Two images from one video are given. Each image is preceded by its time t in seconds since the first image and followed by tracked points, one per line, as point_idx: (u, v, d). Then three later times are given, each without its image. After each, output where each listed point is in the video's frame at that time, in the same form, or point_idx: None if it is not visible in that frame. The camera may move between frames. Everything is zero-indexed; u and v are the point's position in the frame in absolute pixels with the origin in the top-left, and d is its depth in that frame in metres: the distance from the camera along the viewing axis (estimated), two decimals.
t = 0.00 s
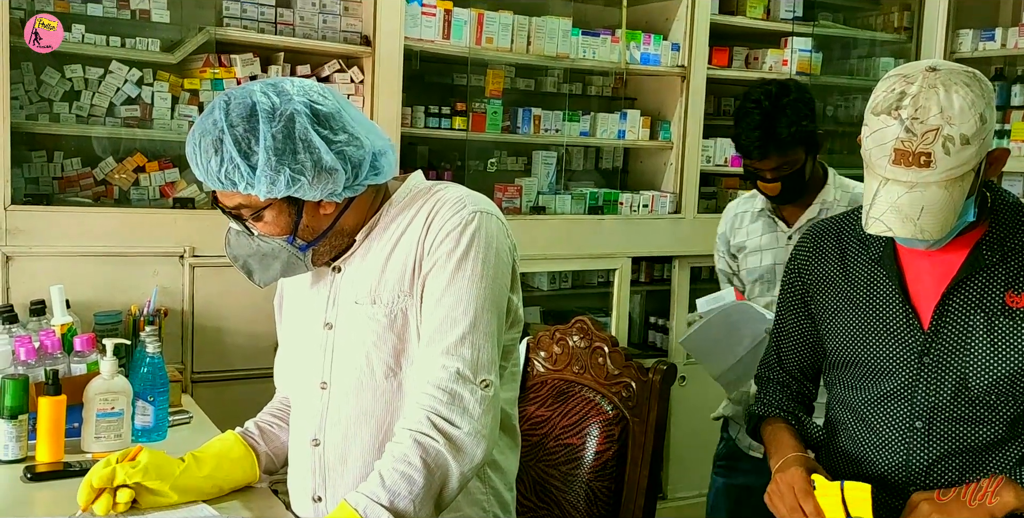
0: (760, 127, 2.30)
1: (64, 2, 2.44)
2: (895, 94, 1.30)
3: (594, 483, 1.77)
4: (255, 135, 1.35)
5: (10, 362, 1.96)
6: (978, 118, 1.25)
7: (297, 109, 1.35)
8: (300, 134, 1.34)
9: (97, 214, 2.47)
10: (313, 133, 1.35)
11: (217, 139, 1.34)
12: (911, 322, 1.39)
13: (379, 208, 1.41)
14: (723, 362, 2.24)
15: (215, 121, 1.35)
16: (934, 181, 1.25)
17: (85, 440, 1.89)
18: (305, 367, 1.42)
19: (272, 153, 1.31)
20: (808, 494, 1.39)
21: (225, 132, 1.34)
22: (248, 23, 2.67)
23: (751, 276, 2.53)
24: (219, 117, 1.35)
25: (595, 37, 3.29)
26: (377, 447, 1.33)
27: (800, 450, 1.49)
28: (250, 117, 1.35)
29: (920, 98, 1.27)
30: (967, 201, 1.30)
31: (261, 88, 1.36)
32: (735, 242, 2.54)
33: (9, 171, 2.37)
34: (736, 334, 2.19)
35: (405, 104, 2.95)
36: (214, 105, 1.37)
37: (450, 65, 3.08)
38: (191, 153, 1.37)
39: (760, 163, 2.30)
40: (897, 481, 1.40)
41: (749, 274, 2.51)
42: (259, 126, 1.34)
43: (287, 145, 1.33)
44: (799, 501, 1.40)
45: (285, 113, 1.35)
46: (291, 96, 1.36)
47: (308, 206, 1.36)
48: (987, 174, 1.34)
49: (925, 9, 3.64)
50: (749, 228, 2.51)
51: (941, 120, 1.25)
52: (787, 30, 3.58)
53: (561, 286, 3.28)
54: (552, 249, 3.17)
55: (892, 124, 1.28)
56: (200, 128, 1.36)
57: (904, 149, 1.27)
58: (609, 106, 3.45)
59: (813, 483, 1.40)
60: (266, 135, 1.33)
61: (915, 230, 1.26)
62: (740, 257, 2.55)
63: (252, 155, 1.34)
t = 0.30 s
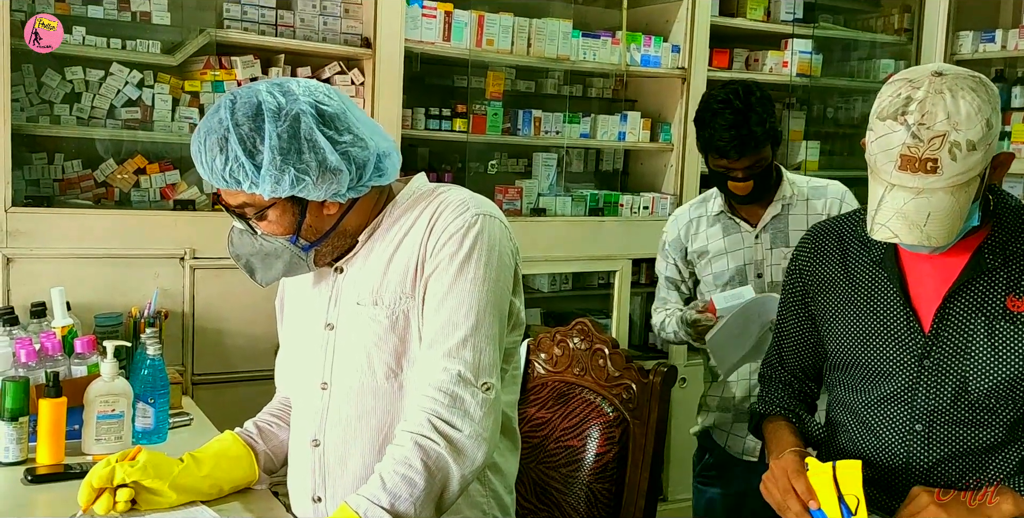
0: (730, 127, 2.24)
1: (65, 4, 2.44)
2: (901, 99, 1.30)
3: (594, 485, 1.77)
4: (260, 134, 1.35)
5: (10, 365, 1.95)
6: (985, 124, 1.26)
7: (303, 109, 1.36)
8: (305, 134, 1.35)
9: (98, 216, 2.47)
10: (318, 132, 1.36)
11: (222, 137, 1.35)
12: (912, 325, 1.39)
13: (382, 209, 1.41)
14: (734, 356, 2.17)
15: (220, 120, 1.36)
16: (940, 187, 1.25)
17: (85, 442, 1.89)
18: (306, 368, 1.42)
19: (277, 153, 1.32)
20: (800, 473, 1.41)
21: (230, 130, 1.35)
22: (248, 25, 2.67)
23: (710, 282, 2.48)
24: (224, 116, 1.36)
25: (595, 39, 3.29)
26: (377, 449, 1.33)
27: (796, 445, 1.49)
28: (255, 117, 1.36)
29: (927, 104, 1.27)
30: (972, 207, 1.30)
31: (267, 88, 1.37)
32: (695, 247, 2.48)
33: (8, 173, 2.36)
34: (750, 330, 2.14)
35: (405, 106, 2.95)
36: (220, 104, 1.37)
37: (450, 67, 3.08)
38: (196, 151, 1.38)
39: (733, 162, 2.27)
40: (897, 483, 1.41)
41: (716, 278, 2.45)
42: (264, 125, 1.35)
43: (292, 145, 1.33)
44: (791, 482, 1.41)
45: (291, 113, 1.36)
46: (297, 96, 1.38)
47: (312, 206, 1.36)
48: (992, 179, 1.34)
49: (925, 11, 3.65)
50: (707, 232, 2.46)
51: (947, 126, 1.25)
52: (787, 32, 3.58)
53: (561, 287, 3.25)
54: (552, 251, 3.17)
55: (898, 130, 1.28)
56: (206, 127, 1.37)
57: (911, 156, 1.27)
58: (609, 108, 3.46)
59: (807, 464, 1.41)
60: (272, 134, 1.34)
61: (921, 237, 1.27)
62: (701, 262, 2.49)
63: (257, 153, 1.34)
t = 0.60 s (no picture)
0: (740, 126, 2.24)
1: (66, 6, 2.45)
2: (912, 105, 1.30)
3: (595, 487, 1.78)
4: (261, 142, 1.35)
5: (11, 367, 1.96)
6: (996, 130, 1.26)
7: (303, 116, 1.36)
8: (307, 141, 1.36)
9: (99, 218, 2.48)
10: (320, 139, 1.36)
11: (223, 146, 1.35)
12: (915, 328, 1.39)
13: (382, 213, 1.41)
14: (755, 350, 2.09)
15: (220, 128, 1.36)
16: (951, 194, 1.25)
17: (85, 444, 1.89)
18: (308, 372, 1.42)
19: (280, 160, 1.32)
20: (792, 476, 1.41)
21: (231, 138, 1.35)
22: (249, 27, 2.67)
23: (695, 286, 2.42)
24: (225, 124, 1.36)
25: (595, 40, 3.29)
26: (379, 452, 1.33)
27: (793, 448, 1.49)
28: (256, 124, 1.36)
29: (938, 110, 1.27)
30: (981, 213, 1.31)
31: (267, 95, 1.37)
32: (685, 252, 2.41)
33: (9, 175, 2.36)
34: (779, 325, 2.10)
35: (406, 108, 2.95)
36: (219, 111, 1.37)
37: (451, 69, 3.08)
38: (196, 160, 1.38)
39: (747, 162, 2.27)
40: (898, 485, 1.41)
41: (710, 283, 2.39)
42: (265, 133, 1.35)
43: (295, 152, 1.34)
44: (784, 485, 1.41)
45: (292, 120, 1.36)
46: (297, 102, 1.37)
47: (314, 213, 1.37)
48: (1000, 184, 1.35)
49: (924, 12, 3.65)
50: (696, 237, 2.40)
51: (959, 133, 1.25)
52: (787, 34, 3.56)
53: (561, 289, 3.27)
54: (552, 252, 3.17)
55: (908, 136, 1.28)
56: (206, 135, 1.37)
57: (921, 162, 1.27)
58: (609, 109, 3.46)
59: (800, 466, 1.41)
60: (273, 142, 1.34)
61: (932, 245, 1.27)
62: (688, 267, 2.42)
63: (259, 161, 1.34)
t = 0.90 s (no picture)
0: (767, 118, 2.24)
1: (66, 7, 2.45)
2: (915, 106, 1.29)
3: (596, 488, 1.79)
4: (246, 152, 1.35)
5: (11, 368, 1.96)
6: (999, 132, 1.26)
7: (288, 126, 1.35)
8: (292, 152, 1.35)
9: (99, 219, 2.48)
10: (305, 149, 1.35)
11: (208, 157, 1.35)
12: (917, 329, 1.39)
13: (371, 219, 1.40)
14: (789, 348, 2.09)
15: (205, 139, 1.35)
16: (954, 195, 1.25)
17: (85, 446, 1.89)
18: (305, 378, 1.42)
19: (264, 173, 1.32)
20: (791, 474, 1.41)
21: (216, 150, 1.34)
22: (249, 28, 2.68)
23: (696, 288, 2.38)
24: (209, 135, 1.35)
25: (596, 41, 3.31)
26: (380, 454, 1.33)
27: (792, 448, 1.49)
28: (240, 135, 1.35)
29: (942, 111, 1.27)
30: (984, 214, 1.31)
31: (251, 104, 1.37)
32: (690, 254, 2.36)
33: (9, 176, 2.36)
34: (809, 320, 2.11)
35: (406, 108, 2.95)
36: (203, 122, 1.36)
37: (451, 70, 3.08)
38: (183, 172, 1.38)
39: (770, 155, 2.26)
40: (899, 486, 1.41)
41: (716, 285, 2.37)
42: (250, 144, 1.35)
43: (279, 164, 1.33)
44: (783, 483, 1.40)
45: (277, 130, 1.35)
46: (282, 112, 1.36)
47: (300, 223, 1.36)
48: (1004, 185, 1.35)
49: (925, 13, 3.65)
50: (701, 238, 2.37)
51: (963, 134, 1.25)
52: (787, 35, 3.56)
53: (562, 290, 3.27)
54: (553, 253, 3.17)
55: (911, 137, 1.28)
56: (191, 146, 1.36)
57: (925, 163, 1.27)
58: (610, 110, 3.44)
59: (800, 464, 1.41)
60: (258, 153, 1.33)
61: (934, 246, 1.27)
62: (693, 268, 2.38)
63: (244, 173, 1.34)
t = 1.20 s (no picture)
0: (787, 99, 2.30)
1: (66, 8, 2.45)
2: (913, 105, 1.30)
3: (596, 488, 1.79)
4: (234, 159, 1.35)
5: (11, 368, 1.96)
6: (997, 131, 1.26)
7: (276, 132, 1.36)
8: (280, 157, 1.35)
9: (99, 220, 2.47)
10: (293, 154, 1.35)
11: (195, 164, 1.34)
12: (916, 330, 1.39)
13: (363, 221, 1.40)
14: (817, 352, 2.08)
15: (192, 146, 1.35)
16: (951, 194, 1.25)
17: (85, 446, 1.89)
18: (301, 381, 1.41)
19: (252, 179, 1.31)
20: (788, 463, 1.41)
21: (203, 157, 1.34)
22: (249, 29, 2.68)
23: (701, 290, 2.35)
24: (196, 142, 1.35)
25: (596, 42, 3.31)
26: (379, 455, 1.33)
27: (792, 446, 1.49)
28: (228, 141, 1.35)
29: (939, 110, 1.27)
30: (982, 213, 1.31)
31: (238, 110, 1.36)
32: (695, 257, 2.33)
33: (9, 177, 2.36)
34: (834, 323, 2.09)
35: (406, 109, 2.95)
36: (190, 129, 1.36)
37: (451, 70, 3.08)
38: (172, 179, 1.38)
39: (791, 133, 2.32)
40: (899, 486, 1.41)
41: (722, 288, 2.34)
42: (237, 150, 1.35)
43: (267, 169, 1.33)
44: (782, 473, 1.40)
45: (264, 136, 1.35)
46: (269, 117, 1.37)
47: (291, 227, 1.36)
48: (1002, 185, 1.35)
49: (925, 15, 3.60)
50: (707, 240, 2.34)
51: (960, 133, 1.25)
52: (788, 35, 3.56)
53: (562, 290, 3.27)
54: (553, 254, 3.17)
55: (909, 135, 1.28)
56: (179, 153, 1.36)
57: (921, 162, 1.27)
58: (610, 110, 3.45)
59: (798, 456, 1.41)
60: (246, 159, 1.33)
61: (930, 245, 1.27)
62: (699, 271, 2.35)
63: (232, 179, 1.34)
